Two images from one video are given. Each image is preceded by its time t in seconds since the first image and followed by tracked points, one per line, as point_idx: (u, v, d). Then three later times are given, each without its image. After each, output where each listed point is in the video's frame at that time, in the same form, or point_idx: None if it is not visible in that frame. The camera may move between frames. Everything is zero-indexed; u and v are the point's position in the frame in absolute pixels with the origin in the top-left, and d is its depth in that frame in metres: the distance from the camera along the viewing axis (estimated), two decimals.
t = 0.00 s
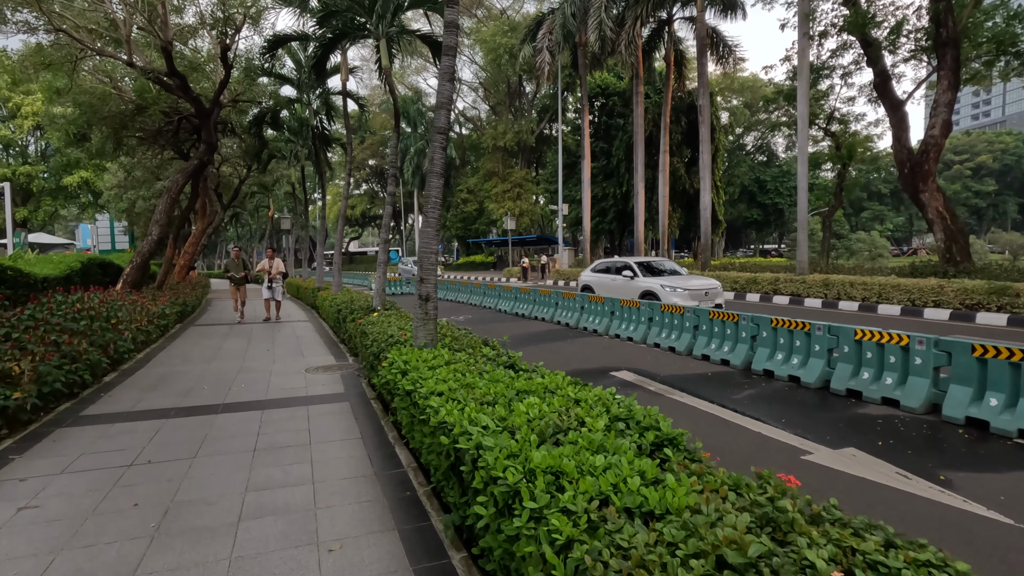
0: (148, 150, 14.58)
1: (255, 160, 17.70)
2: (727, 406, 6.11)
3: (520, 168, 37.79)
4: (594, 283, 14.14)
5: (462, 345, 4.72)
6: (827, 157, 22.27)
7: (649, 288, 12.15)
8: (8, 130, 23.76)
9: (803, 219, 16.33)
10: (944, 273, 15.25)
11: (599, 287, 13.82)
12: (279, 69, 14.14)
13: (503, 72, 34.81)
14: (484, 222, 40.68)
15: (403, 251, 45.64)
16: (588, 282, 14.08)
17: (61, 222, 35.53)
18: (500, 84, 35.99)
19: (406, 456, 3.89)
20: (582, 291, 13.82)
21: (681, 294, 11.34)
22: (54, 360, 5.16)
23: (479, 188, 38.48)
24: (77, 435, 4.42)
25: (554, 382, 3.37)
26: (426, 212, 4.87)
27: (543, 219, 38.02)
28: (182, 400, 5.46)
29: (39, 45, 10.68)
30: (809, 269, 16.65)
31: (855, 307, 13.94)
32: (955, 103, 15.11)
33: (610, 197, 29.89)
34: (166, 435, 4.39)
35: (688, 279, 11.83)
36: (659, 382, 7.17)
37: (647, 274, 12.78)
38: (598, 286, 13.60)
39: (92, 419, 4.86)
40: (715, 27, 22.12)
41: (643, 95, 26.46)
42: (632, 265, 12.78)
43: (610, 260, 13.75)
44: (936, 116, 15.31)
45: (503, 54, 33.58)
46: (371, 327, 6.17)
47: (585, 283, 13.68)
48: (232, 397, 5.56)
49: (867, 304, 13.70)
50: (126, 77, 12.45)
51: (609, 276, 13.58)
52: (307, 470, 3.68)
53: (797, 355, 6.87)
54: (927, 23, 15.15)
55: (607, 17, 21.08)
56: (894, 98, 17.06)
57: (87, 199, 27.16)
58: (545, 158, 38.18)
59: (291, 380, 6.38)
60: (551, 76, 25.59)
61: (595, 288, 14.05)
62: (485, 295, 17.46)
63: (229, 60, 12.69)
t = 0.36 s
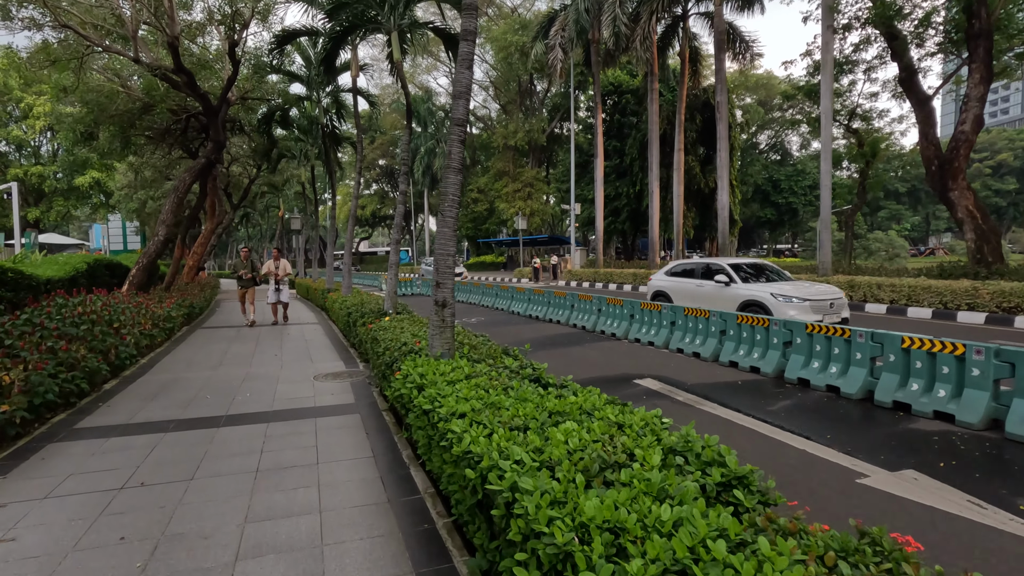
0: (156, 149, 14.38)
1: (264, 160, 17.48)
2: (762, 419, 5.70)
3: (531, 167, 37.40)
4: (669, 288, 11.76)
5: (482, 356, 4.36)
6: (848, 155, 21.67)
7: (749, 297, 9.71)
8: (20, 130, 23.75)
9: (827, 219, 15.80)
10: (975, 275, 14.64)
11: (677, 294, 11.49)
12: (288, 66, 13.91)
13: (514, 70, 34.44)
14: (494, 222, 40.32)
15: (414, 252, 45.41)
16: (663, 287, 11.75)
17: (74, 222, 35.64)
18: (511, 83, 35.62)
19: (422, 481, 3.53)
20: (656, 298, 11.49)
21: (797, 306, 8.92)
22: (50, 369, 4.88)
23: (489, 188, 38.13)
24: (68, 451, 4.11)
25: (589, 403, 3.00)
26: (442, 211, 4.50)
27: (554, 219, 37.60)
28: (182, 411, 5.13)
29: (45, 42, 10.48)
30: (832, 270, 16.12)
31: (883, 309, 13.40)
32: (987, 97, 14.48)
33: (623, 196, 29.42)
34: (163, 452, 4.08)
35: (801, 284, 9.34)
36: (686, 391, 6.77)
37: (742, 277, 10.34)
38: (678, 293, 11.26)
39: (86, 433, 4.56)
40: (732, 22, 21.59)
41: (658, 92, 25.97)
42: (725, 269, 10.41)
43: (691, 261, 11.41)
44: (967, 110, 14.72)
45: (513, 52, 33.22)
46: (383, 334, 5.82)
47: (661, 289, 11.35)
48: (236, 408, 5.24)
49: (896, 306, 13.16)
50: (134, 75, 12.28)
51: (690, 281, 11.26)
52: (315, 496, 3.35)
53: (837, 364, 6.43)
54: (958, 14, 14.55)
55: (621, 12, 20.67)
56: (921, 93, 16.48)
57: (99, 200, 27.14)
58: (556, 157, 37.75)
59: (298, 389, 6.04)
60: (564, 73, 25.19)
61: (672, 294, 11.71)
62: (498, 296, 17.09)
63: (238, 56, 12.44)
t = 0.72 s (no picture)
0: (163, 146, 14.12)
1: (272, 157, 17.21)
2: (802, 429, 5.30)
3: (540, 166, 36.99)
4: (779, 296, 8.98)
5: (505, 361, 3.99)
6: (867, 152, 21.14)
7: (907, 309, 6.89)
8: (29, 129, 23.63)
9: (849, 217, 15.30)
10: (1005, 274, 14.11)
11: (792, 304, 8.71)
12: (296, 61, 13.63)
13: (523, 68, 34.04)
14: (503, 222, 39.94)
15: (421, 251, 45.10)
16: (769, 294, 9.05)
17: (83, 221, 35.62)
18: (520, 81, 35.22)
19: (444, 503, 3.17)
20: (758, 307, 8.81)
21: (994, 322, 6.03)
22: (42, 373, 4.57)
23: (498, 187, 37.76)
24: (57, 464, 3.78)
25: (638, 418, 2.63)
26: (462, 202, 4.12)
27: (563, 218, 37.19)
28: (184, 418, 4.81)
29: (48, 35, 10.22)
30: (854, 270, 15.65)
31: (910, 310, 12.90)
32: (1018, 90, 13.96)
33: (635, 195, 28.98)
34: (159, 466, 3.75)
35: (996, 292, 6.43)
36: (716, 398, 6.37)
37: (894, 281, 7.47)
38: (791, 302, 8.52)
39: (78, 441, 4.24)
40: (747, 17, 21.14)
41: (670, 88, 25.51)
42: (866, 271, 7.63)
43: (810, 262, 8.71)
44: (996, 104, 14.20)
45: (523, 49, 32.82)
46: (397, 337, 5.44)
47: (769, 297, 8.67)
48: (241, 414, 4.91)
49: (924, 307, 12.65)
50: (140, 70, 12.10)
51: (809, 286, 8.53)
52: (325, 519, 3.01)
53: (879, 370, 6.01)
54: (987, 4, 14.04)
55: (635, 7, 20.24)
56: (946, 86, 15.94)
57: (108, 199, 27.00)
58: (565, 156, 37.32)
59: (306, 394, 5.68)
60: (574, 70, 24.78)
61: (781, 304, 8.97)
62: (509, 296, 16.70)
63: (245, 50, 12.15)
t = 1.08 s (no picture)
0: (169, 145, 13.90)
1: (280, 156, 16.97)
2: (844, 444, 4.92)
3: (549, 165, 36.58)
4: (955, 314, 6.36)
5: (528, 373, 3.64)
6: (887, 150, 20.61)
7: None
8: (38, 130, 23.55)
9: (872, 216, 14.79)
10: None
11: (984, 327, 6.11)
12: (304, 58, 13.36)
13: (532, 66, 33.63)
14: (512, 222, 39.59)
15: (429, 252, 44.80)
16: (942, 311, 6.38)
17: (92, 222, 35.55)
18: (528, 79, 34.81)
19: (462, 535, 2.83)
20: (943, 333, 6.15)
21: None
22: (30, 382, 4.27)
23: (506, 187, 37.40)
24: (39, 484, 3.46)
25: (690, 444, 2.27)
26: (480, 198, 3.77)
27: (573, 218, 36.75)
28: (181, 430, 4.50)
29: (50, 30, 9.95)
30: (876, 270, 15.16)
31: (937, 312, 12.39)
32: None
33: (646, 195, 28.55)
34: (149, 487, 3.42)
35: None
36: (746, 408, 5.99)
37: None
38: (998, 324, 5.91)
39: (66, 457, 3.92)
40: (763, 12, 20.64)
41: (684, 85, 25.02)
42: None
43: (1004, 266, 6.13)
44: None
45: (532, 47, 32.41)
46: (408, 343, 5.11)
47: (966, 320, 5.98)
48: (241, 426, 4.58)
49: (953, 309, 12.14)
50: (146, 68, 11.90)
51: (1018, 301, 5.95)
52: (330, 554, 2.66)
53: (920, 380, 5.59)
54: None
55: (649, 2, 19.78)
56: (972, 81, 15.44)
57: (116, 199, 26.91)
58: (574, 155, 36.88)
59: (312, 403, 5.36)
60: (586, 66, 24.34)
61: (961, 326, 6.34)
62: (519, 297, 16.33)
63: (251, 46, 11.88)
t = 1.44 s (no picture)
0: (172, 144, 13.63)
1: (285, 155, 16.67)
2: (895, 465, 4.47)
3: (558, 165, 36.13)
4: None
5: (552, 392, 3.21)
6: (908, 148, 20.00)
7: None
8: (45, 130, 23.45)
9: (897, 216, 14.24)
10: None
11: None
12: (309, 54, 13.02)
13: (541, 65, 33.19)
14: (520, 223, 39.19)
15: (437, 252, 44.47)
16: None
17: (101, 223, 35.55)
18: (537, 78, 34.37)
19: None
20: None
21: None
22: (6, 396, 3.90)
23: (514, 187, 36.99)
24: (7, 515, 3.10)
25: (762, 493, 1.86)
26: (499, 194, 3.36)
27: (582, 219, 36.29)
28: (170, 449, 4.12)
29: (49, 25, 9.67)
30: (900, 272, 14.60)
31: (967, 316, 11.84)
32: None
33: (657, 194, 28.06)
34: (124, 521, 3.03)
35: None
36: (780, 421, 5.55)
37: None
38: None
39: (39, 480, 3.55)
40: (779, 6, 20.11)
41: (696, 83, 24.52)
42: None
43: None
44: None
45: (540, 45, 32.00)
46: (417, 353, 4.71)
47: None
48: (235, 445, 4.20)
49: (984, 313, 11.60)
50: (149, 65, 11.64)
51: None
52: None
53: (979, 396, 5.09)
54: None
55: None
56: (999, 74, 14.87)
57: (123, 199, 26.80)
58: (584, 155, 36.42)
59: (313, 416, 4.97)
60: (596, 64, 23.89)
61: None
62: (530, 299, 15.91)
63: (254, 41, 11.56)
